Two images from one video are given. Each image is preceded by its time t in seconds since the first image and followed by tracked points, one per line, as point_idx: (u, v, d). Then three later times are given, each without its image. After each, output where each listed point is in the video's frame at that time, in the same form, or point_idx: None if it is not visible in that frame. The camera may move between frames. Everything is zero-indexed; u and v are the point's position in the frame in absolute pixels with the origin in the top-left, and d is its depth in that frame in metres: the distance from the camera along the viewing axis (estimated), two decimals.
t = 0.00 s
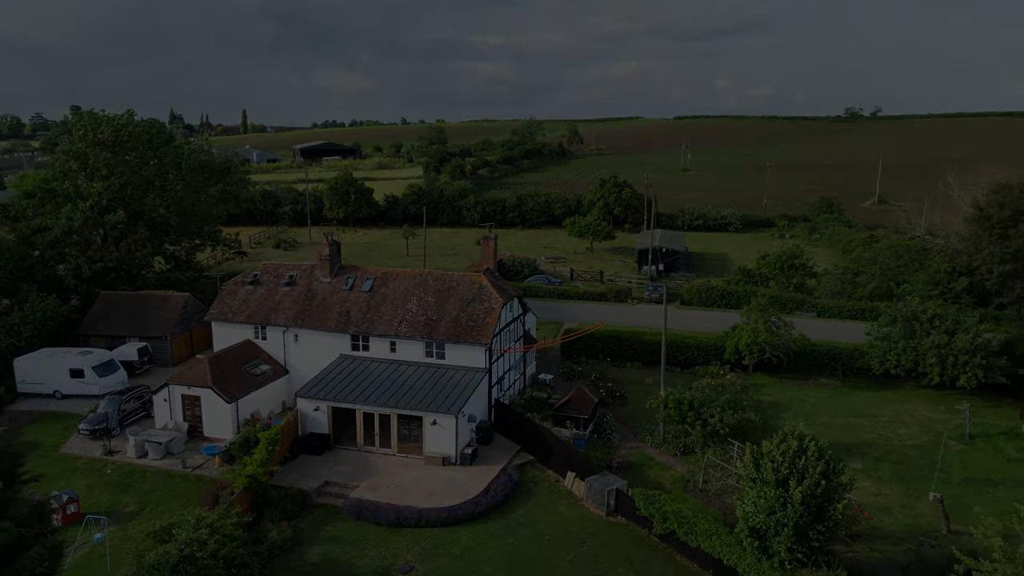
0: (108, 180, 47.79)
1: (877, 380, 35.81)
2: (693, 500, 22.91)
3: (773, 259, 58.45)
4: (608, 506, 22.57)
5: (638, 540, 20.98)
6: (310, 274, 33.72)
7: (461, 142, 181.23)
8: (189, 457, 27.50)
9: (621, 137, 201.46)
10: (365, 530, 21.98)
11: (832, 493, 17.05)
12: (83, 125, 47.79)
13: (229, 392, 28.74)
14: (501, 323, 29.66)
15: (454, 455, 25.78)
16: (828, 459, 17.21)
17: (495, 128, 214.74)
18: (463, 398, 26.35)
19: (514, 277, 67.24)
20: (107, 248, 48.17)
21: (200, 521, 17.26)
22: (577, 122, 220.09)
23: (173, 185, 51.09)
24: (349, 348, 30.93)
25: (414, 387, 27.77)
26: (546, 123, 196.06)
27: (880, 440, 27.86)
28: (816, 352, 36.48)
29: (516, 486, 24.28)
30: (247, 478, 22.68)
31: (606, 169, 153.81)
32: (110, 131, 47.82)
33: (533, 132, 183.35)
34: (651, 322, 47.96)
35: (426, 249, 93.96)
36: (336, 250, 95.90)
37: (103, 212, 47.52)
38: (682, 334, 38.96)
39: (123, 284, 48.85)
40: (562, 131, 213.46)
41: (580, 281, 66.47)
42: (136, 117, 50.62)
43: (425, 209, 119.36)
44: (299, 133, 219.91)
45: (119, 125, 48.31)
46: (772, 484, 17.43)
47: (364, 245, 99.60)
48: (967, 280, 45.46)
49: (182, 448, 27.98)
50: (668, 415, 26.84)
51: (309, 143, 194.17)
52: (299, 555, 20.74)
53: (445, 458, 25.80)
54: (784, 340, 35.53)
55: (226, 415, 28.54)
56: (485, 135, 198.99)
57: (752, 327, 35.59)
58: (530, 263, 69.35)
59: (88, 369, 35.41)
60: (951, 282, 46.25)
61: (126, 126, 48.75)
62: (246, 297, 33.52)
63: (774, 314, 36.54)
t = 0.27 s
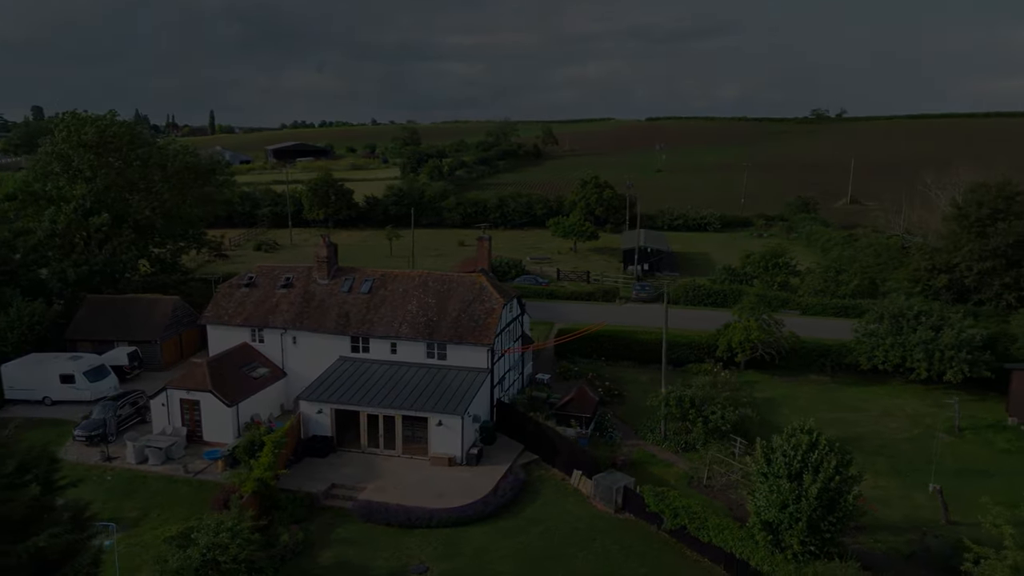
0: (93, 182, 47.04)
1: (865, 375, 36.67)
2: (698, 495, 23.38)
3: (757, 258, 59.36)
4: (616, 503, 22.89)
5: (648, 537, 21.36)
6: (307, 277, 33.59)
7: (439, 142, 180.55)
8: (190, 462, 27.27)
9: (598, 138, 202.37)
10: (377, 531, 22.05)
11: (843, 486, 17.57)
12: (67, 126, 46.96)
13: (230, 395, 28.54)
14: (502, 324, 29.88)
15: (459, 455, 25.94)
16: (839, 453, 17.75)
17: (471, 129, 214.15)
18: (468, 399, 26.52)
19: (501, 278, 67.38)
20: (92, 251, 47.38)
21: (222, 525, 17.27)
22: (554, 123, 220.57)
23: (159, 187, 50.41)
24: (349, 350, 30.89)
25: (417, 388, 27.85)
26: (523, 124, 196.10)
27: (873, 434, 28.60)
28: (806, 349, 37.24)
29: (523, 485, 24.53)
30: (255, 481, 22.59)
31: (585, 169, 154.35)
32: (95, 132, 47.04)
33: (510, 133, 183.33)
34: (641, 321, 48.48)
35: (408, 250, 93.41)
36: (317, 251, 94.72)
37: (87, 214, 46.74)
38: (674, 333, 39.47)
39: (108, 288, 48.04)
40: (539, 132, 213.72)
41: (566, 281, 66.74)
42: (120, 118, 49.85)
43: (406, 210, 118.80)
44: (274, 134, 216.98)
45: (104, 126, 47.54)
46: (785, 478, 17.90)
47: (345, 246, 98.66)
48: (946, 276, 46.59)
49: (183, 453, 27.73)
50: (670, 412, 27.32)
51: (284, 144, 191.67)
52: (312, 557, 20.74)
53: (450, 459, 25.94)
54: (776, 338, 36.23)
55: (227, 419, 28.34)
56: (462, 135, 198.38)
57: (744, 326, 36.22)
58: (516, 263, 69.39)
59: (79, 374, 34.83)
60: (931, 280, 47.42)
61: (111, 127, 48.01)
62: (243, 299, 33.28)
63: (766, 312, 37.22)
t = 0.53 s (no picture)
0: (78, 183, 46.36)
1: (852, 371, 37.51)
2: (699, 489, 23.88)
3: (742, 257, 60.21)
4: (620, 500, 23.29)
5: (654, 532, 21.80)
6: (304, 278, 33.53)
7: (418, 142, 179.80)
8: (191, 466, 27.10)
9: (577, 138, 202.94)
10: (386, 531, 22.22)
11: (849, 480, 18.13)
12: (50, 127, 46.25)
13: (229, 398, 28.42)
14: (502, 324, 30.14)
15: (463, 455, 26.17)
16: (844, 447, 18.29)
17: (451, 128, 213.66)
18: (470, 399, 26.75)
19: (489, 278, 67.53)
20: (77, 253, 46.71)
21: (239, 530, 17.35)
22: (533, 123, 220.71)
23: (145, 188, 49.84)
24: (348, 351, 30.93)
25: (419, 388, 27.99)
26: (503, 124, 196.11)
27: (865, 428, 29.35)
28: (795, 346, 38.01)
29: (527, 483, 24.85)
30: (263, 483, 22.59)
31: (565, 168, 154.76)
32: (80, 133, 46.41)
33: (490, 133, 183.18)
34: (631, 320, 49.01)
35: (390, 250, 92.97)
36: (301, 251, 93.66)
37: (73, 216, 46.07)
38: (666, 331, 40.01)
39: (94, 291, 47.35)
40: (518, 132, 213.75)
41: (553, 281, 67.01)
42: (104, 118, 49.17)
43: (389, 210, 118.30)
44: (250, 133, 214.18)
45: (88, 126, 46.92)
46: (793, 472, 18.41)
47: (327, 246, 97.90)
48: (926, 273, 47.67)
49: (183, 456, 27.57)
50: (669, 408, 27.88)
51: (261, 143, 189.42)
52: (323, 559, 20.84)
53: (454, 458, 26.15)
54: (766, 334, 36.92)
55: (227, 422, 28.21)
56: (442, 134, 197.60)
57: (735, 322, 36.81)
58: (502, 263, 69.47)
59: (71, 379, 34.39)
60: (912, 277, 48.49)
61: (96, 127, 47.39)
62: (238, 301, 33.12)
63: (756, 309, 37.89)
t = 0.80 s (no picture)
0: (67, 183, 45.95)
1: (842, 367, 38.14)
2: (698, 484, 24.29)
3: (731, 256, 60.84)
4: (621, 496, 23.63)
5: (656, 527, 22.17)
6: (301, 278, 33.54)
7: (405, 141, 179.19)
8: (191, 466, 27.07)
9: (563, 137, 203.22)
10: (390, 530, 22.39)
11: (849, 475, 18.55)
12: (38, 127, 45.88)
13: (229, 398, 28.41)
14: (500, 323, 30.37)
15: (464, 453, 26.39)
16: (844, 442, 18.70)
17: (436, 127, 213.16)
18: (471, 398, 26.96)
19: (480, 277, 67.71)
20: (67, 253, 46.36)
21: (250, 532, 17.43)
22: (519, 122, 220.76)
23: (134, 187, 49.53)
24: (346, 350, 31.02)
25: (419, 387, 28.13)
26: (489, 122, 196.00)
27: (857, 423, 29.91)
28: (786, 343, 38.57)
29: (528, 480, 25.12)
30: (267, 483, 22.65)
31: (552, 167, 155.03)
32: (69, 133, 46.06)
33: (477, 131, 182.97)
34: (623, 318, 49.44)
35: (380, 250, 92.69)
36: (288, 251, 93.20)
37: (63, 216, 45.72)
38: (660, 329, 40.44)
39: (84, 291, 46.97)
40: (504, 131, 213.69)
41: (543, 280, 67.21)
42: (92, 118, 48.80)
43: (378, 209, 118.10)
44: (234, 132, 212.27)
45: (77, 126, 46.60)
46: (794, 467, 18.81)
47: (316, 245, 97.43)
48: (912, 270, 48.38)
49: (182, 457, 27.53)
50: (666, 406, 28.39)
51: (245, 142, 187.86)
52: (330, 558, 20.96)
53: (455, 457, 26.36)
54: (759, 332, 37.43)
55: (226, 423, 28.20)
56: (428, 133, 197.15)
57: (728, 320, 37.15)
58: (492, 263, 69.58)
59: (65, 380, 34.16)
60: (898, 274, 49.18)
61: (84, 127, 47.05)
62: (235, 301, 33.07)
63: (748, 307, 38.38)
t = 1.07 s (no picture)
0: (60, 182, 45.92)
1: (837, 366, 38.41)
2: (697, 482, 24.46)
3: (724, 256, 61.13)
4: (621, 494, 23.79)
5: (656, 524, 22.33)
6: (298, 277, 33.51)
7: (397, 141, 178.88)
8: (190, 467, 27.01)
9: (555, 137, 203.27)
10: (392, 529, 22.44)
11: (847, 471, 18.74)
12: (31, 126, 45.90)
13: (227, 399, 28.34)
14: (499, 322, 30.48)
15: (464, 452, 26.46)
16: (843, 439, 18.88)
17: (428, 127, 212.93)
18: (470, 397, 27.03)
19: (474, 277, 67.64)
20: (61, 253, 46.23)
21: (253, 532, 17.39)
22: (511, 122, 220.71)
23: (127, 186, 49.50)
24: (344, 350, 31.03)
25: (418, 387, 28.16)
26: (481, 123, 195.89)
27: (852, 421, 30.15)
28: (781, 342, 38.86)
29: (528, 479, 25.22)
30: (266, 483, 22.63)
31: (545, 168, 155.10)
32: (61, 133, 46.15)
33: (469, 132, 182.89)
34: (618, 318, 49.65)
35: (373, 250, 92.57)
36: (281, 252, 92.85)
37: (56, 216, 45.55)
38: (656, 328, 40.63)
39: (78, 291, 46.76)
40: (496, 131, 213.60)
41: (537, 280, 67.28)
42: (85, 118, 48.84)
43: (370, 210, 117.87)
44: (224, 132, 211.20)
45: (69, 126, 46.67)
46: (794, 463, 18.97)
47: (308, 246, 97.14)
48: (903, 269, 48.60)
49: (181, 457, 27.45)
50: (665, 404, 28.45)
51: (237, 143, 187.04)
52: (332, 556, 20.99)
53: (455, 456, 26.42)
54: (754, 330, 37.69)
55: (225, 423, 28.15)
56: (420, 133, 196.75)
57: (723, 319, 37.47)
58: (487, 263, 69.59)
59: (60, 381, 33.98)
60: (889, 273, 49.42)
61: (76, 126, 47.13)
62: (233, 301, 33.01)
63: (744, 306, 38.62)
